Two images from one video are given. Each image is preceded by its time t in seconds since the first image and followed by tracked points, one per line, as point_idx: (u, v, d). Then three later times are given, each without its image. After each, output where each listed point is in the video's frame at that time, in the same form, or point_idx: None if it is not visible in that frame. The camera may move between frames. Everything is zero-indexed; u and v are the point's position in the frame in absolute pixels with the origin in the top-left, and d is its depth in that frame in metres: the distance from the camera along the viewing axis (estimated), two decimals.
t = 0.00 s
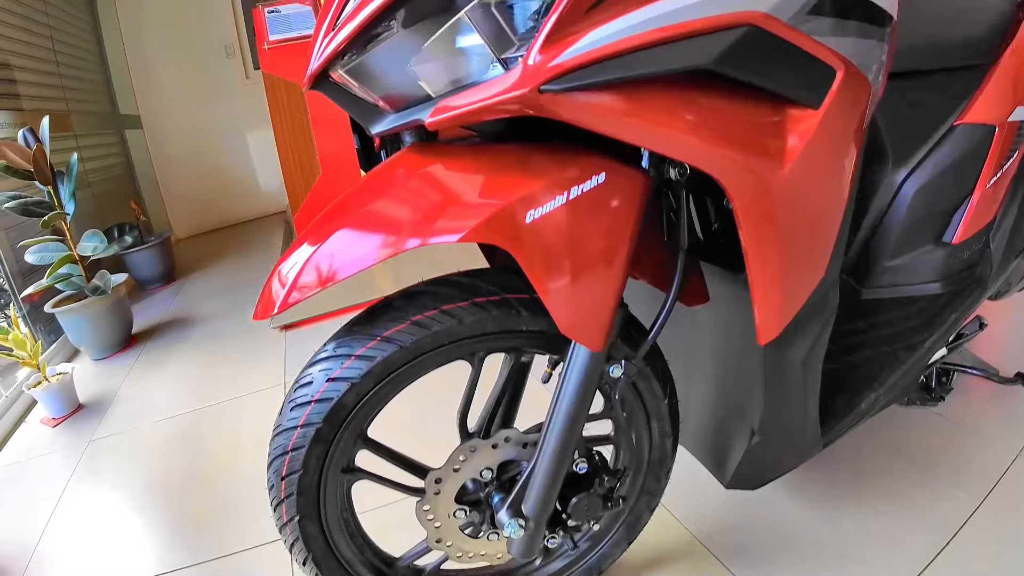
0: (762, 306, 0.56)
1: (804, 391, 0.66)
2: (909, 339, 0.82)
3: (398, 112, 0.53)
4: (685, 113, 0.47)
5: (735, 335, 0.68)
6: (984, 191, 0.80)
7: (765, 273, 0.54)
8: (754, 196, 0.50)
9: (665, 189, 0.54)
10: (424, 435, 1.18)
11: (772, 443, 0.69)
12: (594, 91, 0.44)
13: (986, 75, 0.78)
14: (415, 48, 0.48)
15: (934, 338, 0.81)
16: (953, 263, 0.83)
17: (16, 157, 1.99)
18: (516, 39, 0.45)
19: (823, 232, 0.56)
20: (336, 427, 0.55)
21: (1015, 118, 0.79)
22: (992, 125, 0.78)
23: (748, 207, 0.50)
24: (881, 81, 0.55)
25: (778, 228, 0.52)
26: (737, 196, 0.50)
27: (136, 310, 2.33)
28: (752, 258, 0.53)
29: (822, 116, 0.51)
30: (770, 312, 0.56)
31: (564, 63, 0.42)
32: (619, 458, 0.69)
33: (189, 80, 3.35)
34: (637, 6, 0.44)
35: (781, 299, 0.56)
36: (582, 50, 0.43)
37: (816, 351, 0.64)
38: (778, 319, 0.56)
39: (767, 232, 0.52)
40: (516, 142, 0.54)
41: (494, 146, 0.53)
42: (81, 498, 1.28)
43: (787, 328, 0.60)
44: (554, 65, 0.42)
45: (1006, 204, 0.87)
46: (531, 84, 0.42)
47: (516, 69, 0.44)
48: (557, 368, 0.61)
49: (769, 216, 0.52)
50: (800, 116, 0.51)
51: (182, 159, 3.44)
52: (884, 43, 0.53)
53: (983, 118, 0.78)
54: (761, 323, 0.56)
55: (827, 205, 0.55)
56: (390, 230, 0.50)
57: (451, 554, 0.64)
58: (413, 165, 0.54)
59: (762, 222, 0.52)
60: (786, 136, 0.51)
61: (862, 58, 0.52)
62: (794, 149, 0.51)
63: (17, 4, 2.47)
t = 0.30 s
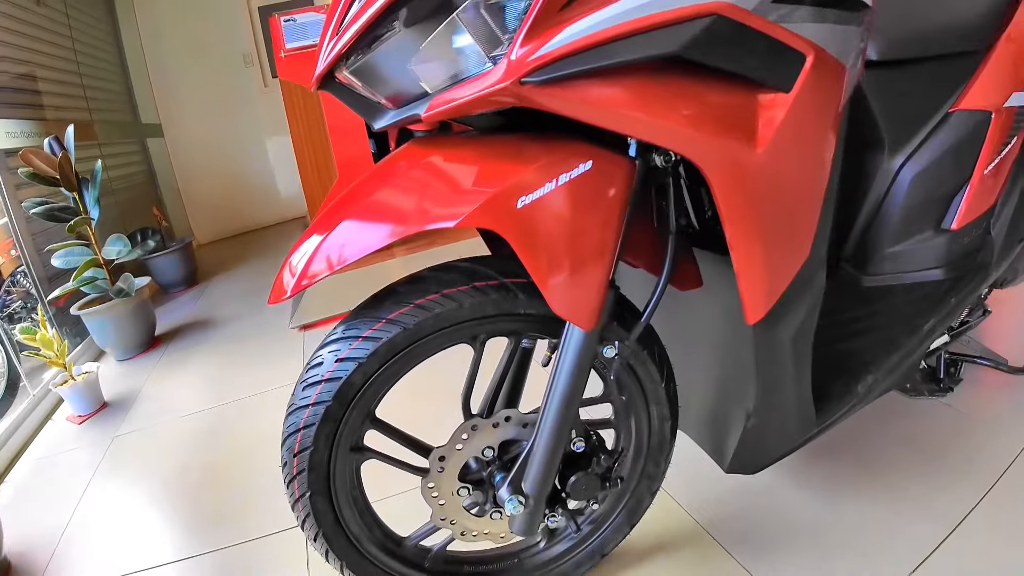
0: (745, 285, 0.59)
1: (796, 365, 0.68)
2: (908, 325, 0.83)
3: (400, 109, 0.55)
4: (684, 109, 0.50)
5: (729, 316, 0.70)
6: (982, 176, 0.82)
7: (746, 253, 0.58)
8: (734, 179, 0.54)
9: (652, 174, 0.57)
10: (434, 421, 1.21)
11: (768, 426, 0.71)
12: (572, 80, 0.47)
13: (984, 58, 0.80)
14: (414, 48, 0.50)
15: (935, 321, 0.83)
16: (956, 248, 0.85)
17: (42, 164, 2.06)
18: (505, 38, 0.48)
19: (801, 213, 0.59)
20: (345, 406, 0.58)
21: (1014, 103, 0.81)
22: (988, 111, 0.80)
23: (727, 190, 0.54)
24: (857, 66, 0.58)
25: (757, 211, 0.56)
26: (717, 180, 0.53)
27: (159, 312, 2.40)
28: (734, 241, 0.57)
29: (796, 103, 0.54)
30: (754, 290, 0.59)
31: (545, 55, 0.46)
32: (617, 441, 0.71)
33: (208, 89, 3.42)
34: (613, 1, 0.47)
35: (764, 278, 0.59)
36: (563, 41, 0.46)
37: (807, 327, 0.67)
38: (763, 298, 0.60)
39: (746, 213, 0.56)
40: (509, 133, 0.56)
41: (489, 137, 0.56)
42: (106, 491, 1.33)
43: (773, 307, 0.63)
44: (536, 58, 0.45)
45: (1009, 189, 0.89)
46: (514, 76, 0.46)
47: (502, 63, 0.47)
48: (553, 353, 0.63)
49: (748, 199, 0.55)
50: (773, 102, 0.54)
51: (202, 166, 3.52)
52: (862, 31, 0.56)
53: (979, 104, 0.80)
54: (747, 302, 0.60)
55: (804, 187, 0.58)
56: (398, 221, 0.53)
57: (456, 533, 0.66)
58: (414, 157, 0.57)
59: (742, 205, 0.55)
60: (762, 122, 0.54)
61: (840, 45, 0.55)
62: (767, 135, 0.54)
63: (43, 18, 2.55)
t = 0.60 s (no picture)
0: (745, 270, 0.58)
1: (796, 349, 0.66)
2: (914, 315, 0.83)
3: (390, 92, 0.54)
4: (686, 89, 0.49)
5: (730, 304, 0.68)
6: (988, 162, 0.82)
7: (745, 237, 0.56)
8: (732, 161, 0.53)
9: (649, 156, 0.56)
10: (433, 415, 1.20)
11: (771, 415, 0.70)
12: (561, 58, 0.45)
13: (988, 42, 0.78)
14: (405, 31, 0.50)
15: (944, 308, 0.83)
16: (962, 234, 0.85)
17: (47, 165, 2.06)
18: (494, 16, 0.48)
19: (801, 194, 0.58)
20: (339, 395, 0.57)
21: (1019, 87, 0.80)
22: (991, 96, 0.79)
23: (724, 173, 0.53)
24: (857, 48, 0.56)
25: (756, 193, 0.55)
26: (714, 162, 0.52)
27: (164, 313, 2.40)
28: (732, 224, 0.56)
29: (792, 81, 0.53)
30: (754, 277, 0.58)
31: (531, 31, 0.44)
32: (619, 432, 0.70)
33: (214, 91, 3.41)
34: None
35: (765, 263, 0.58)
36: (549, 17, 0.44)
37: (808, 311, 0.65)
38: (763, 282, 0.59)
39: (745, 197, 0.55)
40: (504, 115, 0.55)
41: (481, 120, 0.55)
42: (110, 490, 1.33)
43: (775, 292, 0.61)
44: (522, 34, 0.44)
45: (1015, 174, 0.89)
46: (500, 53, 0.44)
47: (489, 41, 0.46)
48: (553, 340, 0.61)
49: (745, 181, 0.54)
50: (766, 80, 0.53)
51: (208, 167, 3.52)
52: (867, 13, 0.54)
53: (985, 87, 0.79)
54: (747, 287, 0.59)
55: (803, 168, 0.57)
56: (394, 209, 0.51)
57: (454, 526, 0.65)
58: (407, 142, 0.56)
59: (740, 187, 0.54)
60: (760, 101, 0.53)
61: (837, 21, 0.53)
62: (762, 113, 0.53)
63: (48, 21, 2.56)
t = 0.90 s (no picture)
0: (762, 249, 0.52)
1: (817, 345, 0.61)
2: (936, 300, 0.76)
3: (362, 50, 0.48)
4: (695, 42, 0.44)
5: (745, 283, 0.65)
6: (1008, 140, 0.73)
7: (761, 210, 0.51)
8: (746, 123, 0.47)
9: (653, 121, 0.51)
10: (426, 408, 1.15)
11: (785, 409, 0.65)
12: None
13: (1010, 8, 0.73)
14: None
15: (965, 295, 0.78)
16: (980, 217, 0.77)
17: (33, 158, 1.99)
18: None
19: (818, 166, 0.53)
20: (310, 388, 0.51)
21: None
22: (1013, 69, 0.70)
23: (739, 136, 0.47)
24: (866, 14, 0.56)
25: (773, 161, 0.50)
26: (727, 123, 0.47)
27: (154, 309, 2.34)
28: (747, 194, 0.50)
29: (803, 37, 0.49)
30: (772, 255, 0.53)
31: None
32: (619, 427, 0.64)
33: (208, 85, 3.33)
34: None
35: (782, 241, 0.53)
36: None
37: (828, 296, 0.59)
38: (780, 261, 0.53)
39: (762, 165, 0.49)
40: (490, 75, 0.50)
41: (463, 82, 0.50)
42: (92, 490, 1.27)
43: (790, 275, 0.57)
44: None
45: None
46: None
47: None
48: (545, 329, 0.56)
49: (761, 144, 0.48)
50: (779, 37, 0.49)
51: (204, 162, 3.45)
52: None
53: (1004, 61, 0.69)
54: (763, 266, 0.53)
55: (818, 136, 0.52)
56: (357, 179, 0.47)
57: (440, 531, 0.60)
58: (382, 108, 0.51)
59: (757, 153, 0.49)
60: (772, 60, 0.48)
61: None
62: (777, 72, 0.48)
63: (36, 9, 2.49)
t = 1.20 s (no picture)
0: (778, 225, 0.49)
1: (835, 327, 0.58)
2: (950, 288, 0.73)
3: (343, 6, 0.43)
4: None
5: (756, 270, 0.62)
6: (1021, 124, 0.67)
7: (779, 181, 0.47)
8: (762, 85, 0.44)
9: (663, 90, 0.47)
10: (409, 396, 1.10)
11: (800, 401, 0.62)
12: None
13: None
14: None
15: (978, 284, 0.72)
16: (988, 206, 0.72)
17: (12, 146, 1.92)
18: None
19: (838, 139, 0.49)
20: (287, 381, 0.47)
21: None
22: None
23: (754, 99, 0.44)
24: None
25: (790, 129, 0.46)
26: (743, 84, 0.44)
27: (138, 302, 2.28)
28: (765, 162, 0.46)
29: None
30: (789, 233, 0.49)
31: None
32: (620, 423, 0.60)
33: (194, 73, 3.27)
34: None
35: (800, 217, 0.49)
36: None
37: (848, 281, 0.56)
38: (798, 238, 0.49)
39: (778, 132, 0.46)
40: (485, 36, 0.46)
41: (456, 44, 0.46)
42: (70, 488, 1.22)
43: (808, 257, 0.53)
44: None
45: None
46: None
47: None
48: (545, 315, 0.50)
49: (780, 109, 0.45)
50: None
51: (191, 154, 3.38)
52: None
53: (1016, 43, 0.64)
54: (780, 243, 0.49)
55: (839, 106, 0.49)
56: (336, 152, 0.44)
57: (430, 535, 0.56)
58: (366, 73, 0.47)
59: (772, 119, 0.45)
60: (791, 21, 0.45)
61: None
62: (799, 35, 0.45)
63: None
